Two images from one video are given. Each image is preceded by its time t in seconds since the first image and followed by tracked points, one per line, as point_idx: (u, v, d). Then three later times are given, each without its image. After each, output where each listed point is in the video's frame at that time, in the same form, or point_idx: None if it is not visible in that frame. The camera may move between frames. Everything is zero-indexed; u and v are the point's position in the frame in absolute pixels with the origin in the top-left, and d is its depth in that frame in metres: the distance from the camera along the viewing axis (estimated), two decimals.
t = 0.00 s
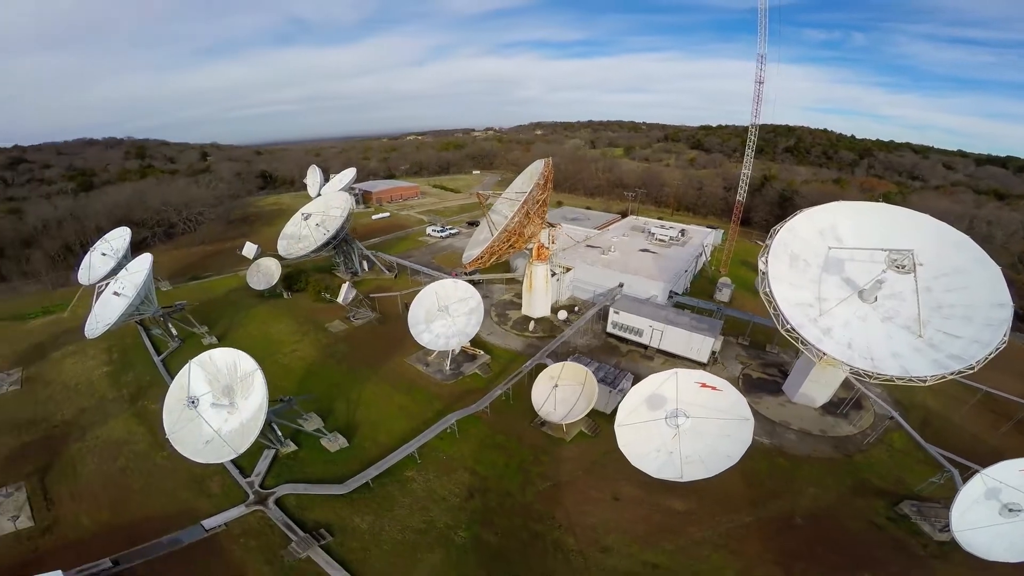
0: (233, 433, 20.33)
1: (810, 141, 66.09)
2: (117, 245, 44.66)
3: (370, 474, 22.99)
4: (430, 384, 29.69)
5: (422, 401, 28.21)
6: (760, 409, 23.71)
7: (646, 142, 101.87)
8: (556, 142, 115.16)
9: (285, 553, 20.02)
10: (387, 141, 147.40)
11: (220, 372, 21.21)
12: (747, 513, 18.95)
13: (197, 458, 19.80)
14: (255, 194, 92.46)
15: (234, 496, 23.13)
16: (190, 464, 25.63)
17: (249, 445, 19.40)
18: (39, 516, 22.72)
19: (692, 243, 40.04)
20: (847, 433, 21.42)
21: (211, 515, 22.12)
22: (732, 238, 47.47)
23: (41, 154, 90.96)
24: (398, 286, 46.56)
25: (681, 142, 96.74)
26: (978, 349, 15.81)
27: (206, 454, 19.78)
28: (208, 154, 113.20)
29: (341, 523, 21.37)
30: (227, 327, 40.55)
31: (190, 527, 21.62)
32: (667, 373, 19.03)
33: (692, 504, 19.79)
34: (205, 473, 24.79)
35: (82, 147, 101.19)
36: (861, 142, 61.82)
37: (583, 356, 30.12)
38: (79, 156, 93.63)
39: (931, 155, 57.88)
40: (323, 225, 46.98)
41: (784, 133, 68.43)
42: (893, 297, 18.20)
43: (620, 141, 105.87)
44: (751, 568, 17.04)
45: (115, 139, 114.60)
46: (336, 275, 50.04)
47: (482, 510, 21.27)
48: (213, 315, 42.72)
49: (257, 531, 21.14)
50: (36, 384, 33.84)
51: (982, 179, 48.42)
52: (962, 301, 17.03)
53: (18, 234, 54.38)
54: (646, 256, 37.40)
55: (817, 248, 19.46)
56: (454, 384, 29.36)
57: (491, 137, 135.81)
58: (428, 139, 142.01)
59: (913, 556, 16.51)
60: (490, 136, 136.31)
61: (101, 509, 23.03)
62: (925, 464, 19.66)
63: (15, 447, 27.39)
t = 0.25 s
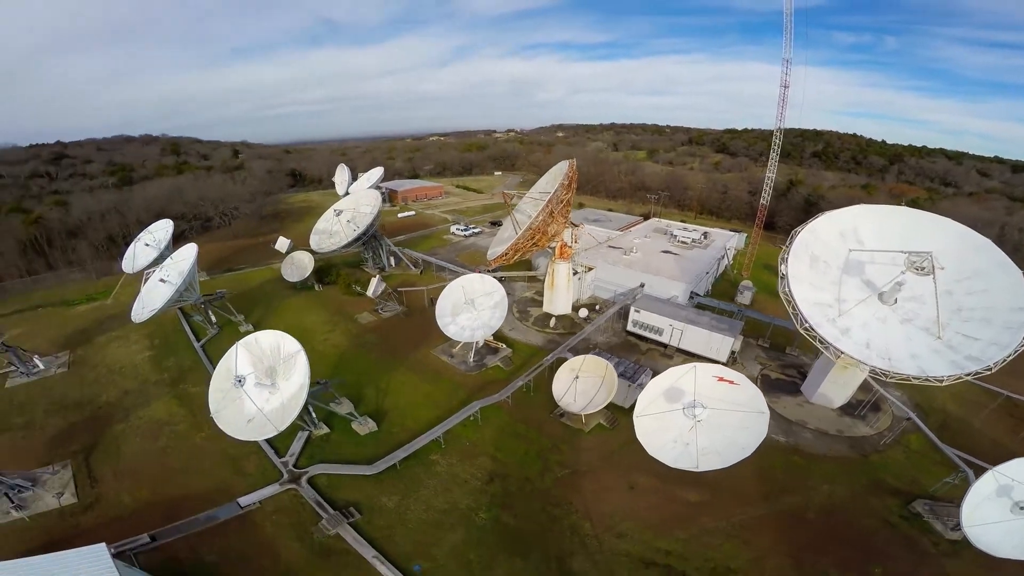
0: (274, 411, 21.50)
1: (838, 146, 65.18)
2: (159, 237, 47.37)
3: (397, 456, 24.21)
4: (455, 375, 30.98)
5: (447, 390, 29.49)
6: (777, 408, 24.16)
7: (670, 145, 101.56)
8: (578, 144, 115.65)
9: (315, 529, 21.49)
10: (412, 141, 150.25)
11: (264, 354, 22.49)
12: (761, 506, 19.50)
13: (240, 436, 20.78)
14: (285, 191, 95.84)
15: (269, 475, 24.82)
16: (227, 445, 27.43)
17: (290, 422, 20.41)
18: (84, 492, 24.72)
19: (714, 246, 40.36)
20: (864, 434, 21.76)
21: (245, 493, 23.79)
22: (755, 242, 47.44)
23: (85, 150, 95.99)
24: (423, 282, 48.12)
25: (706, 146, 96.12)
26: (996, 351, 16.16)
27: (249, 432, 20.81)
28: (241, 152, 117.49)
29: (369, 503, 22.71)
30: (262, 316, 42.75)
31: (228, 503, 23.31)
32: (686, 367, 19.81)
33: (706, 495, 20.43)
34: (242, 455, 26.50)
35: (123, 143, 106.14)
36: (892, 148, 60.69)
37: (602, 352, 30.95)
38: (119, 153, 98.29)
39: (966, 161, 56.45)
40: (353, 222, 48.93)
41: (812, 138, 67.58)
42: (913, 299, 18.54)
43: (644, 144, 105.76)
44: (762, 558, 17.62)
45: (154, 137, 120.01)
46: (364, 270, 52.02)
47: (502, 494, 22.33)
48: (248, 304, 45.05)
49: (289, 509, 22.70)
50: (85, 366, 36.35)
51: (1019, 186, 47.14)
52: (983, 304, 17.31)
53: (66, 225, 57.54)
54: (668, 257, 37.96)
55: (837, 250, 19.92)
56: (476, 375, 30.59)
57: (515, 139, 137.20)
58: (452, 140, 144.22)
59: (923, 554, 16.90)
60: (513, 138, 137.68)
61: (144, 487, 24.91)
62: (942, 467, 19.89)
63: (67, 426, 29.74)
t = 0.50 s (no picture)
0: (317, 391, 22.28)
1: (869, 151, 64.08)
2: (199, 229, 50.01)
3: (424, 440, 25.59)
4: (478, 366, 32.23)
5: (471, 380, 30.73)
6: (795, 408, 24.56)
7: (694, 148, 100.85)
8: (601, 147, 115.75)
9: (345, 507, 22.91)
10: (435, 141, 152.61)
11: (305, 337, 23.18)
12: (775, 500, 20.08)
13: (280, 415, 21.45)
14: (314, 189, 98.98)
15: (302, 455, 26.37)
16: (263, 426, 29.15)
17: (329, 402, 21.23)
18: (125, 470, 26.33)
19: (737, 249, 40.61)
20: (881, 435, 22.11)
21: (280, 472, 25.37)
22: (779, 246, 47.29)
23: (124, 147, 100.48)
24: (448, 278, 49.60)
25: (732, 149, 95.17)
26: (1014, 354, 16.54)
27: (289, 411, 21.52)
28: (271, 150, 121.48)
29: (396, 483, 24.04)
30: (295, 306, 44.84)
31: (263, 483, 24.81)
32: (705, 362, 20.50)
33: (721, 488, 21.10)
34: (277, 436, 28.11)
35: (161, 139, 110.97)
36: (925, 154, 59.34)
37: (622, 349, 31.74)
38: (158, 149, 102.85)
39: (1004, 169, 54.83)
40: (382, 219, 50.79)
41: (842, 143, 66.49)
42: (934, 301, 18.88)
43: (667, 148, 105.35)
44: (775, 548, 18.23)
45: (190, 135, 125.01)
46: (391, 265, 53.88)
47: (522, 479, 23.40)
48: (282, 295, 47.31)
49: (321, 487, 24.14)
50: (132, 351, 38.80)
51: None
52: (1005, 307, 17.62)
53: (110, 216, 61.32)
54: (689, 259, 38.45)
55: (859, 251, 20.37)
56: (499, 367, 31.77)
57: (537, 140, 137.99)
58: (475, 141, 145.93)
59: (934, 551, 17.38)
60: (535, 139, 138.46)
61: (185, 465, 26.62)
62: (959, 470, 20.15)
63: (113, 405, 32.05)
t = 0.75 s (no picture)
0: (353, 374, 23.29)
1: (903, 157, 62.68)
2: (239, 223, 52.75)
3: (450, 426, 27.12)
4: (503, 358, 33.48)
5: (495, 372, 31.96)
6: (815, 408, 24.94)
7: (721, 152, 99.91)
8: (625, 150, 115.59)
9: (376, 484, 24.40)
10: (460, 142, 154.74)
11: (345, 324, 24.51)
12: (789, 494, 20.64)
13: (320, 395, 22.61)
14: (343, 187, 102.12)
15: (335, 435, 27.98)
16: (298, 409, 30.92)
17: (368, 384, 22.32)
18: (168, 450, 28.23)
19: (761, 253, 40.76)
20: (900, 437, 22.44)
21: (314, 452, 26.98)
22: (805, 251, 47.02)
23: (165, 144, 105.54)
24: (473, 275, 51.03)
25: (759, 154, 93.95)
26: None
27: (329, 392, 22.68)
28: (302, 148, 125.69)
29: (423, 464, 25.42)
30: (327, 298, 46.97)
31: (297, 462, 26.41)
32: (725, 360, 21.60)
33: (737, 482, 21.70)
34: (312, 417, 29.86)
35: (199, 137, 116.06)
36: (962, 160, 57.76)
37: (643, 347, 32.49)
38: (197, 147, 107.78)
39: None
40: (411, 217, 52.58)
41: (874, 148, 65.16)
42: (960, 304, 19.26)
43: (694, 151, 104.56)
44: (788, 539, 18.83)
45: (225, 133, 130.21)
46: (418, 262, 55.63)
47: (543, 466, 24.47)
48: (315, 287, 49.58)
49: (354, 466, 25.67)
50: (177, 336, 41.46)
51: None
52: None
53: (153, 210, 64.90)
54: (713, 262, 38.86)
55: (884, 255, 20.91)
56: (522, 360, 32.90)
57: (561, 142, 138.59)
58: (499, 142, 147.43)
59: (946, 549, 17.77)
60: (559, 141, 139.12)
61: (226, 443, 28.54)
62: (979, 474, 20.38)
63: (159, 386, 34.52)
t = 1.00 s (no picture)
0: (387, 357, 24.70)
1: (938, 162, 61.14)
2: (275, 218, 55.38)
3: (475, 412, 28.63)
4: (526, 352, 34.66)
5: (517, 364, 33.15)
6: (833, 409, 25.29)
7: (748, 156, 98.82)
8: (650, 152, 115.23)
9: (404, 465, 25.84)
10: (484, 142, 156.56)
11: (380, 312, 26.12)
12: (803, 489, 21.23)
13: (358, 378, 24.23)
14: (371, 185, 104.99)
15: (366, 418, 29.63)
16: (331, 394, 32.70)
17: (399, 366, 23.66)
18: (209, 430, 30.29)
19: (785, 256, 40.87)
20: (918, 440, 22.75)
21: (346, 434, 28.61)
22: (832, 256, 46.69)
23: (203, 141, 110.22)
24: (496, 272, 52.38)
25: (788, 158, 92.69)
26: None
27: (366, 375, 24.26)
28: (332, 147, 129.46)
29: (449, 448, 26.80)
30: (357, 291, 49.02)
31: (329, 443, 28.04)
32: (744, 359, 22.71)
33: (752, 476, 22.31)
34: (344, 401, 31.63)
35: (233, 133, 120.09)
36: (1001, 166, 56.12)
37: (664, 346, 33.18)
38: (233, 145, 112.26)
39: None
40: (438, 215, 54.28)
41: (907, 153, 63.75)
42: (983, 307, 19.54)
43: (720, 154, 103.50)
44: (799, 532, 19.43)
45: (259, 132, 135.06)
46: (443, 259, 57.30)
47: (562, 454, 25.53)
48: (346, 280, 51.77)
49: (383, 447, 27.20)
50: (218, 323, 44.06)
51: None
52: None
53: (193, 204, 68.52)
54: (737, 264, 39.22)
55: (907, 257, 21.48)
56: (544, 354, 34.00)
57: (585, 144, 138.96)
58: (523, 143, 148.60)
59: (957, 547, 18.19)
60: (583, 143, 139.46)
61: (264, 423, 30.51)
62: (996, 478, 20.62)
63: (200, 369, 36.90)
